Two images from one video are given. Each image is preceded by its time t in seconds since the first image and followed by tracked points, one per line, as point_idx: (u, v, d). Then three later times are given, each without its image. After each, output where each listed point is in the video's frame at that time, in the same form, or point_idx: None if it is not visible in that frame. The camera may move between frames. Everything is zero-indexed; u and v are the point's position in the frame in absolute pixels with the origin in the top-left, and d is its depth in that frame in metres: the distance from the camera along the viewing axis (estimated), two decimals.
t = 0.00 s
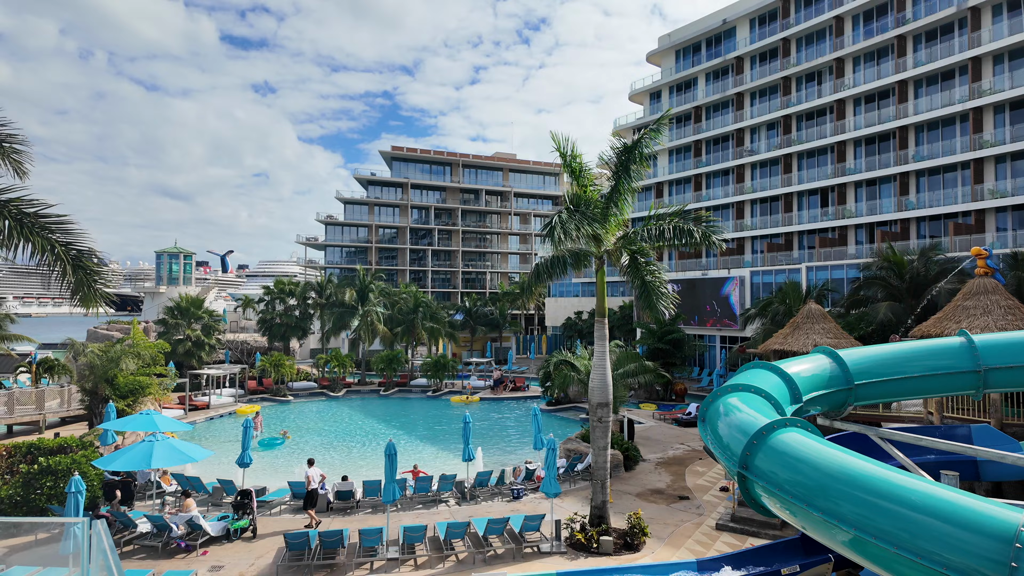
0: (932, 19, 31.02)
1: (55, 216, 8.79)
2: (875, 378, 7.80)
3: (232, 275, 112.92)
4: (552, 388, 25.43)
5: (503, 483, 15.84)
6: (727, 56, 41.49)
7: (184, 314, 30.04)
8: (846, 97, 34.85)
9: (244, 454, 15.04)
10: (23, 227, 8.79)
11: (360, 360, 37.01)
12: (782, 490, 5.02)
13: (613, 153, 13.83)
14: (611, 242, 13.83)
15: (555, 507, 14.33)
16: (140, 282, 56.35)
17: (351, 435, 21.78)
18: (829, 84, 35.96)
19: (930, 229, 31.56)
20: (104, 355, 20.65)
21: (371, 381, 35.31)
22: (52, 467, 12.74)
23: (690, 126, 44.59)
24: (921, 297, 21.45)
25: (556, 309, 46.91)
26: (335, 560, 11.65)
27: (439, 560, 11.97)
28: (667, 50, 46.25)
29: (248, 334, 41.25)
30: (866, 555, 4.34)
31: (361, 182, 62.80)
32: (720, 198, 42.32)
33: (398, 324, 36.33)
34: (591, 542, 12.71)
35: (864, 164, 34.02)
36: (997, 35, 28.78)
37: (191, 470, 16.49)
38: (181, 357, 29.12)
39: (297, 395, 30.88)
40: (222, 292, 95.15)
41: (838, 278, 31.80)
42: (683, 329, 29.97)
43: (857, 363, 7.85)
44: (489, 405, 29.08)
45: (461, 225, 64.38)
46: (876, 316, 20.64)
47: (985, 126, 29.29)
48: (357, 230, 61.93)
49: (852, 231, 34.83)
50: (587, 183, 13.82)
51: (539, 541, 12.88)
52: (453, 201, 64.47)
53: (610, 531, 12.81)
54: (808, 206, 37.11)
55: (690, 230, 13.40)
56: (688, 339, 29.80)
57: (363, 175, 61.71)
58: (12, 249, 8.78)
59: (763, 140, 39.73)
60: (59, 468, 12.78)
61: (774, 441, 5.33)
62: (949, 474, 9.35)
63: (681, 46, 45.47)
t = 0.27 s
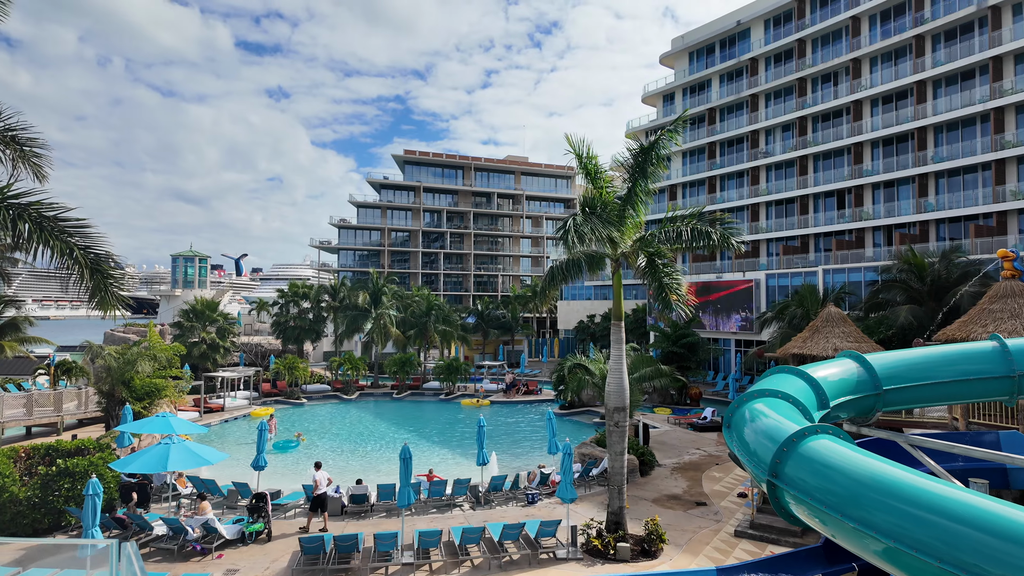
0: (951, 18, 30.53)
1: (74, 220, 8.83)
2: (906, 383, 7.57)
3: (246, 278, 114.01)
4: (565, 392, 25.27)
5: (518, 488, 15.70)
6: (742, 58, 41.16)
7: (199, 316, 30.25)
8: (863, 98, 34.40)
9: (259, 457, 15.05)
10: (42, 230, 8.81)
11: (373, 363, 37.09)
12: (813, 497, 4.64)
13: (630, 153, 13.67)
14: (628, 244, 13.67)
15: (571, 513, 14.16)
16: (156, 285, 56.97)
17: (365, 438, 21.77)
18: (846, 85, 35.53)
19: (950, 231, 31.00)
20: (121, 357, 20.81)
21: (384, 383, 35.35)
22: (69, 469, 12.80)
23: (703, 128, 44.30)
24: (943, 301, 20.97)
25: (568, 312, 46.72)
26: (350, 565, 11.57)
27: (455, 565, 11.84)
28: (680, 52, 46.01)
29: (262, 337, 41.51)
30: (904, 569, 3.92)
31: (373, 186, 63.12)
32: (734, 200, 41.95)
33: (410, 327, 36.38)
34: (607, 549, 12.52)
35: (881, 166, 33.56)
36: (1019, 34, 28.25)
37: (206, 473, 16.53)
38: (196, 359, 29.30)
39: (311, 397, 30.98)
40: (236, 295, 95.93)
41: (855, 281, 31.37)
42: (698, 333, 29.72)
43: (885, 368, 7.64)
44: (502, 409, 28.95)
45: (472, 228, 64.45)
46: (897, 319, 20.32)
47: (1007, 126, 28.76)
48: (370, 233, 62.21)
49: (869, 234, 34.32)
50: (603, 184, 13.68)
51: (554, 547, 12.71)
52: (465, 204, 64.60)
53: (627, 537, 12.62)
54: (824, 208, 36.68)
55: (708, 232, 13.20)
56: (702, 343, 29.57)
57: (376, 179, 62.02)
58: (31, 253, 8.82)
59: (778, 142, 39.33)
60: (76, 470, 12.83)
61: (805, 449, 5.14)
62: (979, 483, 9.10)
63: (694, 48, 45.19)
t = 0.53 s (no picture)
0: (964, 20, 30.22)
1: (87, 225, 8.80)
2: (931, 392, 7.37)
3: (255, 282, 114.54)
4: (575, 396, 25.11)
5: (529, 494, 15.55)
6: (751, 61, 40.97)
7: (208, 320, 30.34)
8: (874, 100, 34.10)
9: (269, 461, 15.00)
10: (55, 236, 8.82)
11: (381, 366, 37.05)
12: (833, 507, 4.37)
13: (642, 157, 13.56)
14: (640, 248, 13.53)
15: (583, 520, 14.00)
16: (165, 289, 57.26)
17: (374, 443, 21.69)
18: (857, 87, 35.24)
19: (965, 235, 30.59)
20: (132, 361, 20.86)
21: (392, 387, 35.29)
22: (80, 473, 12.81)
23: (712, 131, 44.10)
24: (959, 305, 20.63)
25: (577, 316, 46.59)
26: (361, 572, 11.47)
27: (466, 573, 11.72)
28: (689, 55, 45.87)
29: (271, 340, 41.60)
30: None
31: (382, 190, 63.28)
32: (744, 203, 41.71)
33: (419, 330, 36.35)
34: (620, 557, 12.35)
35: (893, 169, 33.22)
36: None
37: (216, 477, 16.50)
38: (205, 363, 29.36)
39: (319, 401, 30.96)
40: (246, 298, 96.36)
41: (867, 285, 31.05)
42: (708, 337, 29.54)
43: (909, 375, 7.45)
44: (511, 413, 28.80)
45: (480, 231, 64.44)
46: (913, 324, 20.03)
47: (1022, 128, 28.38)
48: (378, 237, 62.34)
49: (881, 237, 33.97)
50: (614, 188, 13.55)
51: (566, 555, 12.54)
52: (473, 208, 64.62)
53: (641, 545, 12.44)
54: (835, 212, 36.36)
55: (721, 236, 13.06)
56: (712, 348, 29.36)
57: (384, 183, 62.17)
58: (44, 258, 8.80)
59: (789, 145, 39.07)
60: (87, 475, 12.84)
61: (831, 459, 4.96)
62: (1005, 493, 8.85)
63: (703, 51, 45.05)
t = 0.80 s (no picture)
0: (973, 23, 30.02)
1: (96, 229, 8.76)
2: (954, 399, 7.19)
3: (261, 287, 114.93)
4: (583, 402, 24.94)
5: (537, 501, 15.40)
6: (758, 65, 40.88)
7: (215, 325, 30.32)
8: (882, 104, 33.92)
9: (276, 468, 14.90)
10: (64, 241, 8.76)
11: (387, 372, 36.97)
12: (857, 517, 4.19)
13: (652, 161, 13.46)
14: (650, 253, 13.41)
15: (593, 528, 13.81)
16: (173, 294, 57.42)
17: (381, 449, 21.58)
18: (865, 91, 35.07)
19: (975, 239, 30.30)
20: (139, 367, 20.82)
21: (398, 393, 35.20)
22: (87, 480, 12.76)
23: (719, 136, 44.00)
24: (972, 310, 20.40)
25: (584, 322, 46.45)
26: None
27: None
28: (695, 60, 45.85)
29: (277, 346, 41.60)
30: None
31: (387, 196, 63.40)
32: (751, 208, 41.54)
33: (425, 336, 36.27)
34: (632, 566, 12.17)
35: (902, 173, 33.00)
36: None
37: (222, 484, 16.42)
38: (212, 369, 29.33)
39: (325, 407, 30.88)
40: (252, 304, 96.66)
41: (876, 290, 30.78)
42: (716, 343, 29.36)
43: (931, 382, 7.29)
44: (517, 419, 28.63)
45: (486, 237, 64.43)
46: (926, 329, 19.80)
47: None
48: (384, 242, 62.38)
49: (890, 242, 33.68)
50: (624, 193, 13.44)
51: (577, 564, 12.37)
52: (478, 213, 64.66)
53: (652, 554, 12.26)
54: (843, 216, 36.13)
55: (733, 241, 12.93)
56: (721, 353, 29.15)
57: (390, 189, 62.29)
58: (52, 263, 8.76)
59: (796, 150, 38.90)
60: (94, 481, 12.77)
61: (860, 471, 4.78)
62: None
63: (709, 56, 45.00)
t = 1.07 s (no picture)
0: (982, 27, 29.78)
1: (103, 235, 8.71)
2: (979, 407, 6.99)
3: (267, 293, 115.36)
4: (591, 409, 24.75)
5: (546, 510, 15.21)
6: (765, 70, 40.76)
7: (222, 331, 30.33)
8: (891, 108, 33.70)
9: (283, 475, 14.80)
10: (72, 247, 8.71)
11: (393, 378, 36.87)
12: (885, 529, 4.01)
13: (662, 164, 13.34)
14: (661, 258, 13.27)
15: (603, 537, 13.60)
16: (180, 300, 57.63)
17: (388, 456, 21.45)
18: (873, 95, 34.86)
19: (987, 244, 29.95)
20: (147, 373, 20.79)
21: (404, 399, 35.06)
22: (94, 487, 12.69)
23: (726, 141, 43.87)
24: (986, 316, 20.09)
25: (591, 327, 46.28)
26: None
27: None
28: (702, 65, 45.78)
29: (284, 352, 41.60)
30: None
31: (394, 202, 63.52)
32: (759, 213, 41.34)
33: (432, 342, 36.18)
34: None
35: (912, 177, 32.73)
36: None
37: (229, 491, 16.32)
38: (219, 375, 29.29)
39: (332, 413, 30.77)
40: (259, 311, 96.93)
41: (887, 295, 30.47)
42: (725, 349, 29.13)
43: (953, 389, 7.10)
44: (525, 425, 28.44)
45: (492, 242, 64.40)
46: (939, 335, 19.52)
47: None
48: (390, 248, 62.44)
49: (901, 246, 33.36)
50: (633, 197, 13.31)
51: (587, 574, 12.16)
52: (484, 219, 64.68)
53: (664, 564, 12.04)
54: (852, 221, 35.86)
55: (745, 245, 12.77)
56: (730, 359, 28.91)
57: (397, 195, 62.43)
58: (60, 269, 8.71)
59: (804, 154, 38.71)
60: (101, 488, 12.71)
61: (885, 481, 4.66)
62: None
63: (716, 61, 44.93)
